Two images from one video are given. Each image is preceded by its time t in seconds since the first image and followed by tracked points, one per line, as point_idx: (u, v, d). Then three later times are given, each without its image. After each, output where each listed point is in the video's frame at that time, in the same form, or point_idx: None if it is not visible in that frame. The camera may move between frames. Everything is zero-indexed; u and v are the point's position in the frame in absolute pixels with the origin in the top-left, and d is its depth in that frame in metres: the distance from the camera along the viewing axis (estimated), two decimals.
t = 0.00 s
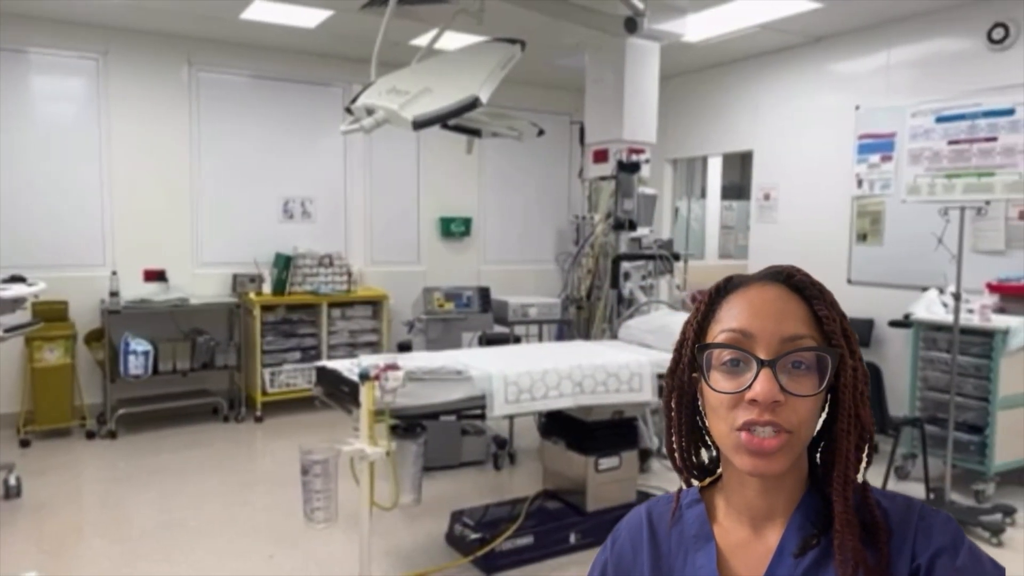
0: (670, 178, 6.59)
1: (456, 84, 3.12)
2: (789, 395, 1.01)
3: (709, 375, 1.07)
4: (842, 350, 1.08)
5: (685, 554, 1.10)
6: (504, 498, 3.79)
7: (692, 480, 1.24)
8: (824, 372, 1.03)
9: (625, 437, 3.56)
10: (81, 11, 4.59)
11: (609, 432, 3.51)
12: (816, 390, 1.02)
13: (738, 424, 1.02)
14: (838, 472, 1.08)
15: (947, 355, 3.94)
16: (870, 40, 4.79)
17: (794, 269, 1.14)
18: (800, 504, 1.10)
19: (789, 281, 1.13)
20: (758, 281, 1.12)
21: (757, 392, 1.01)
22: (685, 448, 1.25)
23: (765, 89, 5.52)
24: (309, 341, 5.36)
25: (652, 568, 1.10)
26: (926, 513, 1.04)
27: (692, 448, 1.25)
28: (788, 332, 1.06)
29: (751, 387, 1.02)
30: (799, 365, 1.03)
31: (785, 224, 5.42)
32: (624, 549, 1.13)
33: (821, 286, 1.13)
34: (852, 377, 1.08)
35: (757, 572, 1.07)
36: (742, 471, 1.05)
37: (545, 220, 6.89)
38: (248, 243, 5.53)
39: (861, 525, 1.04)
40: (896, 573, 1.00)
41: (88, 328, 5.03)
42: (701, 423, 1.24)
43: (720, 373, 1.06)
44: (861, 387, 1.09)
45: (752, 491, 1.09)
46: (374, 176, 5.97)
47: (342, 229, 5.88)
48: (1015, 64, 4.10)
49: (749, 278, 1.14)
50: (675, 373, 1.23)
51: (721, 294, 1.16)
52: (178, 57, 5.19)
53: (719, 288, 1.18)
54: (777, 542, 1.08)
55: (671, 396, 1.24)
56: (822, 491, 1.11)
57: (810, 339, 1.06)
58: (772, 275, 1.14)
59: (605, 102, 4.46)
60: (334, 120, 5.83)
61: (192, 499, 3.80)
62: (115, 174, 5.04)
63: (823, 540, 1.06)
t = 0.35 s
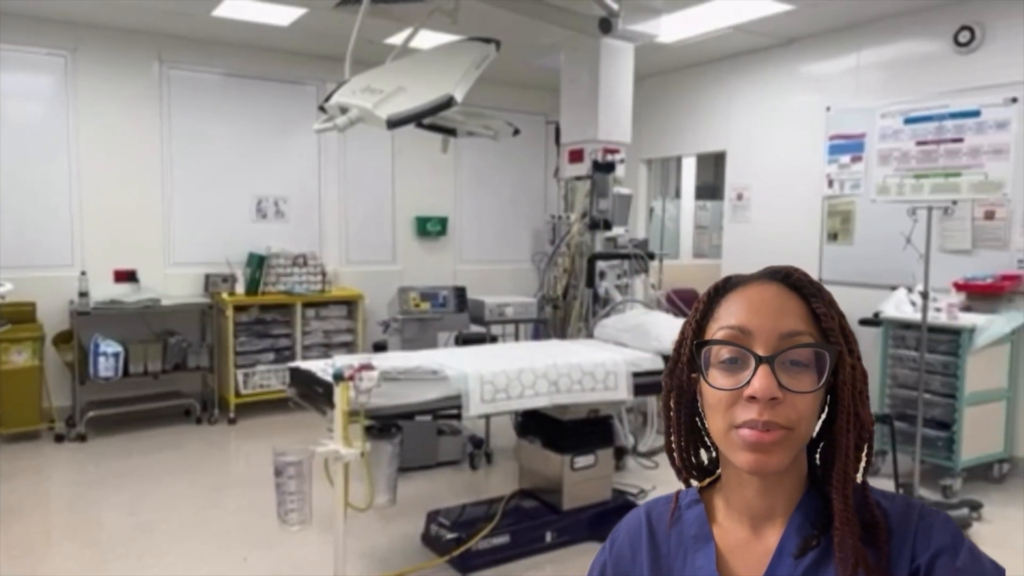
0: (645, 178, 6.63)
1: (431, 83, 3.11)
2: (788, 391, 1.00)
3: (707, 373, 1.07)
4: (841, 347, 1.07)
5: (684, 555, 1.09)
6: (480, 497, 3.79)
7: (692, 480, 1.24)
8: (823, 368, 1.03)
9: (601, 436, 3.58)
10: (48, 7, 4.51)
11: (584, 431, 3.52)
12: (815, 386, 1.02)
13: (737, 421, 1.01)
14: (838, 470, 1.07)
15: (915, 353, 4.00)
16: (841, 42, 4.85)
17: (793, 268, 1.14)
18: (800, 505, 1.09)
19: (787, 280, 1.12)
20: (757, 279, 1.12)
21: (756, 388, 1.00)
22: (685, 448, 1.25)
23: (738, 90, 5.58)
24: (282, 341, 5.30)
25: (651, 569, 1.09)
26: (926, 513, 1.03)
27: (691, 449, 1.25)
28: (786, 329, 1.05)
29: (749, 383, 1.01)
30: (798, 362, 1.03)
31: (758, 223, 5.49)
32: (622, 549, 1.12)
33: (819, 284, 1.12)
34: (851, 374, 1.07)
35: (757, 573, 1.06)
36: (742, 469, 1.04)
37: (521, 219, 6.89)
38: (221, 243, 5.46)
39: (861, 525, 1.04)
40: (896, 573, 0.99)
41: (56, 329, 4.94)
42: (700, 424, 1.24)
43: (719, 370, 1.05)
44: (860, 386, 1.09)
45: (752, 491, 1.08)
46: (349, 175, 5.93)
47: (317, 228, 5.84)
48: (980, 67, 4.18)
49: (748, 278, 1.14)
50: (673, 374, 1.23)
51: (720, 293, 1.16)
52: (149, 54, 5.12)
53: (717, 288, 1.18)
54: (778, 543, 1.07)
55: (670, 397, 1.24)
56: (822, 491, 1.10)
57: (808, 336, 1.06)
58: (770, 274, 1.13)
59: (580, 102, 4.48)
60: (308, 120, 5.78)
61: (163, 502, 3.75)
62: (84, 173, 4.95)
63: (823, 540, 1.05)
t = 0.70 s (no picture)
0: (619, 178, 6.67)
1: (404, 81, 3.10)
2: (783, 380, 1.02)
3: (705, 366, 1.08)
4: (836, 339, 1.08)
5: (682, 550, 1.11)
6: (454, 497, 3.78)
7: (690, 479, 1.24)
8: (818, 358, 1.04)
9: (575, 435, 3.59)
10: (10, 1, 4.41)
11: (558, 429, 3.53)
12: (810, 376, 1.03)
13: (734, 412, 1.03)
14: (835, 465, 1.08)
15: (882, 351, 4.06)
16: (810, 45, 4.93)
17: (786, 265, 1.16)
18: (799, 502, 1.10)
19: (781, 276, 1.15)
20: (752, 276, 1.15)
21: (752, 376, 1.02)
22: (682, 448, 1.27)
23: (710, 91, 5.64)
24: (254, 342, 5.24)
25: (646, 566, 1.10)
26: (926, 510, 1.06)
27: (688, 449, 1.27)
28: (780, 320, 1.07)
29: (745, 372, 1.03)
30: (793, 352, 1.04)
31: (728, 223, 5.54)
32: (618, 544, 1.13)
33: (813, 280, 1.14)
34: (847, 366, 1.09)
35: (757, 569, 1.07)
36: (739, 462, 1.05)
37: (495, 218, 6.89)
38: (191, 242, 5.39)
39: (862, 522, 1.06)
40: (897, 570, 1.02)
41: (22, 330, 4.84)
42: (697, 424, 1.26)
43: (716, 362, 1.07)
44: (857, 381, 1.10)
45: (749, 487, 1.09)
46: (321, 174, 5.89)
47: (288, 228, 5.78)
48: (944, 69, 4.27)
49: (742, 274, 1.16)
50: (671, 374, 1.25)
51: (715, 291, 1.18)
52: (116, 50, 5.03)
53: (711, 286, 1.20)
54: (777, 539, 1.08)
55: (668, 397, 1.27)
56: (820, 489, 1.12)
57: (803, 327, 1.08)
58: (765, 271, 1.16)
59: (554, 102, 4.50)
60: (280, 118, 5.73)
61: (131, 506, 3.69)
62: (48, 171, 4.85)
63: (820, 542, 1.05)
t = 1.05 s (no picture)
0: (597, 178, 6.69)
1: (380, 80, 3.09)
2: (785, 388, 1.01)
3: (704, 372, 1.08)
4: (837, 345, 1.09)
5: (678, 554, 1.11)
6: (433, 498, 3.77)
7: (686, 481, 1.26)
8: (820, 366, 1.04)
9: (552, 435, 3.59)
10: None
11: (537, 429, 3.53)
12: (812, 384, 1.03)
13: (734, 419, 1.03)
14: (836, 470, 1.09)
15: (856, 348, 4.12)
16: (784, 47, 4.99)
17: (786, 268, 1.16)
18: (796, 505, 1.10)
19: (782, 279, 1.15)
20: (752, 279, 1.14)
21: (754, 385, 1.01)
22: (680, 450, 1.27)
23: (686, 92, 5.68)
24: (229, 343, 5.19)
25: (644, 569, 1.10)
26: (924, 513, 1.05)
27: (686, 451, 1.27)
28: (782, 327, 1.07)
29: (746, 381, 1.02)
30: (794, 359, 1.04)
31: (704, 223, 5.59)
32: (615, 549, 1.13)
33: (814, 284, 1.15)
34: (848, 372, 1.09)
35: (753, 571, 1.07)
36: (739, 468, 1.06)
37: (474, 218, 6.88)
38: (166, 242, 5.33)
39: (859, 526, 1.05)
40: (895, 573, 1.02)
41: None
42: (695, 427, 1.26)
43: (715, 369, 1.06)
44: (857, 386, 1.10)
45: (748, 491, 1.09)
46: (298, 173, 5.85)
47: (265, 227, 5.73)
48: (914, 72, 4.35)
49: (741, 277, 1.16)
50: (669, 377, 1.24)
51: (714, 294, 1.18)
52: (89, 47, 4.96)
53: (710, 288, 1.20)
54: (774, 541, 1.08)
55: (664, 400, 1.26)
56: (817, 492, 1.12)
57: (805, 333, 1.08)
58: (765, 274, 1.15)
59: (531, 102, 4.51)
60: (256, 117, 5.68)
61: (103, 510, 3.64)
62: (18, 169, 4.76)
63: (818, 545, 1.06)
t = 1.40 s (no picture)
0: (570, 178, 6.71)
1: (351, 78, 3.07)
2: (785, 391, 1.00)
3: (702, 375, 1.07)
4: (837, 344, 1.08)
5: (676, 552, 1.10)
6: (405, 499, 3.75)
7: (685, 480, 1.25)
8: (820, 368, 1.03)
9: (525, 434, 3.60)
10: None
11: (509, 428, 3.53)
12: (812, 386, 1.02)
13: (735, 424, 1.01)
14: (836, 468, 1.08)
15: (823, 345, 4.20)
16: (752, 49, 5.05)
17: (784, 265, 1.15)
18: (796, 503, 1.09)
19: (781, 277, 1.13)
20: (749, 277, 1.13)
21: (754, 389, 1.00)
22: (678, 448, 1.27)
23: (658, 93, 5.72)
24: (197, 345, 5.11)
25: (643, 569, 1.09)
26: (924, 510, 1.03)
27: (685, 448, 1.26)
28: (781, 328, 1.06)
29: (746, 385, 1.01)
30: (793, 362, 1.03)
31: (675, 222, 5.64)
32: (614, 546, 1.12)
33: (814, 282, 1.13)
34: (848, 371, 1.08)
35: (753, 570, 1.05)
36: (739, 471, 1.04)
37: (446, 218, 6.87)
38: (132, 242, 5.24)
39: (859, 524, 1.04)
40: (894, 572, 1.00)
41: None
42: (694, 424, 1.26)
43: (714, 372, 1.05)
44: (857, 385, 1.09)
45: (747, 491, 1.08)
46: (268, 172, 5.79)
47: (234, 227, 5.66)
48: (880, 74, 4.42)
49: (739, 276, 1.14)
50: (667, 377, 1.24)
51: (712, 292, 1.16)
52: (52, 43, 4.85)
53: (708, 287, 1.18)
54: (775, 539, 1.06)
55: (664, 399, 1.26)
56: (817, 489, 1.10)
57: (804, 334, 1.06)
58: (763, 272, 1.14)
59: (503, 102, 4.52)
60: (225, 115, 5.61)
61: (67, 515, 3.56)
62: None
63: (818, 542, 1.04)
